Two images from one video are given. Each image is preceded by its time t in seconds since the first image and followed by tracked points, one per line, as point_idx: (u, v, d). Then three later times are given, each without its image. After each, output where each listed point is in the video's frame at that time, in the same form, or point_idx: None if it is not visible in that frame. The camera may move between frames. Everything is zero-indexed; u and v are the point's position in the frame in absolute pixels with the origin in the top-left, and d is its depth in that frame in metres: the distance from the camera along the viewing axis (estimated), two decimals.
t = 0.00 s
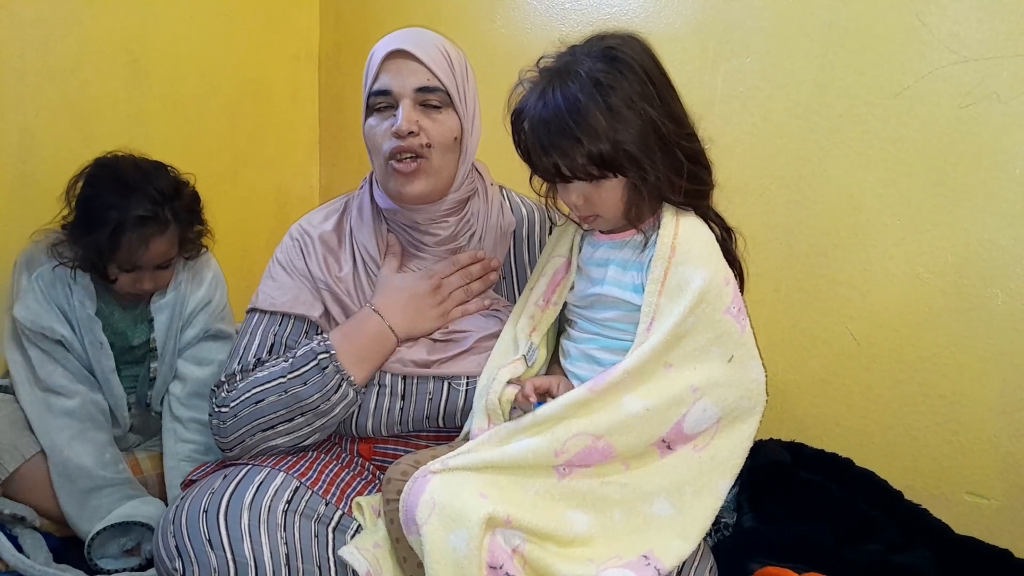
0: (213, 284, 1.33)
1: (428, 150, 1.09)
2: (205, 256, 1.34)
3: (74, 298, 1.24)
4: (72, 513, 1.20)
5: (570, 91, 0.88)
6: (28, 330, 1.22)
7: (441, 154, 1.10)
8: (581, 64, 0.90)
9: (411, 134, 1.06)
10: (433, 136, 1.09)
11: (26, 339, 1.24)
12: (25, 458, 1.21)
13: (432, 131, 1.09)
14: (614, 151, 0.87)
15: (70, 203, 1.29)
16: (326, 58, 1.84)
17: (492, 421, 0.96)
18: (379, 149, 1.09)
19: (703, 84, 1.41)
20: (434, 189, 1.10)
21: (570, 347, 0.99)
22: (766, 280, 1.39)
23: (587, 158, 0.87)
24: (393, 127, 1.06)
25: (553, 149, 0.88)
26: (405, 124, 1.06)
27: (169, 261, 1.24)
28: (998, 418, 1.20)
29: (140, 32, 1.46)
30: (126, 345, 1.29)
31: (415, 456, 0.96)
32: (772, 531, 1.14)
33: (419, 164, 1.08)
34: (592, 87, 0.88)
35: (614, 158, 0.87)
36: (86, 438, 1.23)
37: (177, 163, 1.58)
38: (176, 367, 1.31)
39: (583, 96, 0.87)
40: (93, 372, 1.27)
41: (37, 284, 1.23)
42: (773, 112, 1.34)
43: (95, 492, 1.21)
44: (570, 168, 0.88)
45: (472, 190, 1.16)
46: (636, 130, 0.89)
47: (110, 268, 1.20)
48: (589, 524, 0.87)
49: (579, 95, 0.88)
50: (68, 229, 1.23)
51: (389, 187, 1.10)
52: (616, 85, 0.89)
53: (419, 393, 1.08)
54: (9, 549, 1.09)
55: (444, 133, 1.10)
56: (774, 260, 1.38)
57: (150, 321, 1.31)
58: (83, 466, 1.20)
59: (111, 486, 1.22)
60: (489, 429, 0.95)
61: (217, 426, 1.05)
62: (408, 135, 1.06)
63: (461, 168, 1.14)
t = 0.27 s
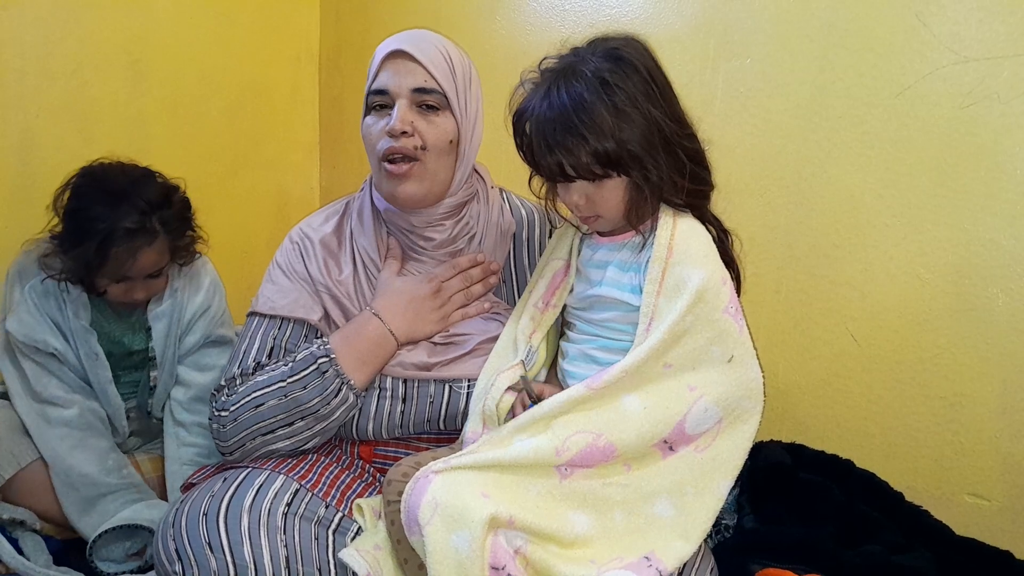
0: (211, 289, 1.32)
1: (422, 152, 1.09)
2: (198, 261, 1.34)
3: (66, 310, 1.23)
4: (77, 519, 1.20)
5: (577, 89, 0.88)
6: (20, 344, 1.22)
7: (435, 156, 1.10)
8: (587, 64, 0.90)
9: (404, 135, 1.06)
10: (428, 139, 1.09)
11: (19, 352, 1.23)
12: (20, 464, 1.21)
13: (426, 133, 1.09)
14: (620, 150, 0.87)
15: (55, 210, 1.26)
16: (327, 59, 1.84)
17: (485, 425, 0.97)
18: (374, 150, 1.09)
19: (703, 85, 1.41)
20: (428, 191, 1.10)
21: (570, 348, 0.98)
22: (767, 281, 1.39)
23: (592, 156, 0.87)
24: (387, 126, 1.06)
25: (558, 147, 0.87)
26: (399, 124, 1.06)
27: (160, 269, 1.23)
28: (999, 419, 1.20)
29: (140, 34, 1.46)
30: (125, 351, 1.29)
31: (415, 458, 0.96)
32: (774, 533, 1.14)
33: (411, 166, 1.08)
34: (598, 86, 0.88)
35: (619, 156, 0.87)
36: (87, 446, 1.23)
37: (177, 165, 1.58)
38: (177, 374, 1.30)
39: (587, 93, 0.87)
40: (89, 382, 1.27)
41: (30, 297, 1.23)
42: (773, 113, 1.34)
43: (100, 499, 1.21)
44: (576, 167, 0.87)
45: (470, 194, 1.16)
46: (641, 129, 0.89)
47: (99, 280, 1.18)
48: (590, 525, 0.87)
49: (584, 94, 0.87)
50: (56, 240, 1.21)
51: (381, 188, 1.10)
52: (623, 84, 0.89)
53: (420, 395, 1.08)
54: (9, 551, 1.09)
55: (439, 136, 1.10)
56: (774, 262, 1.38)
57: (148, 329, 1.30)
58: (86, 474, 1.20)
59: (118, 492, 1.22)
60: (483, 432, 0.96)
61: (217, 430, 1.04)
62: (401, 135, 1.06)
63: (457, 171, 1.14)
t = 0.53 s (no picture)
0: (210, 287, 1.33)
1: (426, 150, 1.09)
2: (196, 259, 1.33)
3: (69, 313, 1.23)
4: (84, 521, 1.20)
5: (571, 92, 0.88)
6: (24, 348, 1.21)
7: (439, 155, 1.10)
8: (581, 66, 0.90)
9: (408, 132, 1.07)
10: (432, 137, 1.09)
11: (24, 355, 1.22)
12: (18, 467, 1.21)
13: (431, 132, 1.08)
14: (616, 151, 0.87)
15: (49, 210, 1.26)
16: (327, 58, 1.85)
17: (484, 424, 0.97)
18: (379, 146, 1.10)
19: (703, 83, 1.41)
20: (430, 191, 1.10)
21: (569, 345, 0.99)
22: (766, 280, 1.39)
23: (589, 158, 0.87)
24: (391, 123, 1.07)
25: (557, 150, 0.87)
26: (403, 121, 1.06)
27: (155, 269, 1.23)
28: (999, 417, 1.20)
29: (141, 33, 1.47)
30: (125, 352, 1.28)
31: (415, 455, 0.96)
32: (774, 531, 1.14)
33: (415, 165, 1.08)
34: (593, 89, 0.88)
35: (616, 158, 0.88)
36: (95, 448, 1.23)
37: (178, 164, 1.58)
38: (177, 372, 1.31)
39: (582, 95, 0.87)
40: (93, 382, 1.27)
41: (31, 300, 1.22)
42: (772, 112, 1.34)
43: (109, 499, 1.21)
44: (573, 169, 0.87)
45: (479, 193, 1.16)
46: (637, 129, 0.89)
47: (95, 281, 1.18)
48: (590, 522, 0.87)
49: (580, 97, 0.87)
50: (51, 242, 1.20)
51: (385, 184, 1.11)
52: (617, 86, 0.89)
53: (422, 393, 1.08)
54: (10, 550, 1.09)
55: (443, 135, 1.09)
56: (774, 260, 1.38)
57: (147, 328, 1.30)
58: (95, 475, 1.20)
59: (124, 492, 1.22)
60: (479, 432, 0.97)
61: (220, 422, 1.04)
62: (405, 132, 1.06)
63: (462, 170, 1.14)
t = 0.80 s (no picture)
0: (213, 288, 1.33)
1: (448, 148, 1.09)
2: (201, 260, 1.33)
3: (72, 310, 1.23)
4: (84, 518, 1.19)
5: (566, 94, 0.88)
6: (29, 345, 1.21)
7: (460, 154, 1.10)
8: (575, 68, 0.90)
9: (432, 131, 1.06)
10: (455, 136, 1.09)
11: (27, 353, 1.22)
12: (16, 464, 1.20)
13: (454, 130, 1.08)
14: (611, 152, 0.87)
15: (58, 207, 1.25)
16: (327, 54, 1.84)
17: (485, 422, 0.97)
18: (399, 143, 1.09)
19: (703, 81, 1.41)
20: (447, 187, 1.11)
21: (567, 340, 0.99)
22: (766, 278, 1.40)
23: (585, 160, 0.87)
24: (415, 121, 1.06)
25: (552, 153, 0.87)
26: (428, 120, 1.06)
27: (162, 272, 1.23)
28: (997, 415, 1.20)
29: (141, 27, 1.46)
30: (126, 352, 1.27)
31: (415, 450, 0.96)
32: (772, 528, 1.14)
33: (437, 162, 1.09)
34: (587, 91, 0.88)
35: (610, 159, 0.88)
36: (98, 445, 1.23)
37: (177, 160, 1.58)
38: (178, 371, 1.31)
39: (576, 97, 0.87)
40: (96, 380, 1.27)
41: (35, 297, 1.22)
42: (772, 109, 1.34)
43: (113, 496, 1.21)
44: (570, 171, 0.88)
45: (488, 192, 1.16)
46: (633, 130, 0.89)
47: (102, 283, 1.18)
48: (590, 514, 0.86)
49: (574, 99, 0.87)
50: (57, 242, 1.20)
51: (403, 180, 1.10)
52: (611, 86, 0.89)
53: (425, 389, 1.09)
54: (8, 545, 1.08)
55: (466, 133, 1.10)
56: (773, 258, 1.38)
57: (149, 327, 1.29)
58: (98, 472, 1.20)
59: (124, 489, 1.22)
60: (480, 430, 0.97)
61: (219, 413, 1.05)
62: (430, 131, 1.06)
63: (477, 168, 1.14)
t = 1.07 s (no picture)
0: (217, 293, 1.33)
1: (457, 149, 1.09)
2: (206, 264, 1.33)
3: (76, 315, 1.22)
4: (94, 521, 1.19)
5: (563, 91, 0.88)
6: (33, 350, 1.20)
7: (470, 155, 1.10)
8: (573, 65, 0.91)
9: (442, 131, 1.06)
10: (465, 137, 1.09)
11: (31, 357, 1.22)
12: (16, 467, 1.20)
13: (464, 131, 1.09)
14: (611, 150, 0.87)
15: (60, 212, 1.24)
16: (326, 52, 1.84)
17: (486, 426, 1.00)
18: (408, 143, 1.08)
19: (702, 78, 1.41)
20: (456, 189, 1.10)
21: (569, 337, 0.98)
22: (765, 276, 1.39)
23: (585, 157, 0.87)
24: (425, 121, 1.06)
25: (552, 151, 0.88)
26: (438, 120, 1.06)
27: (167, 277, 1.21)
28: (997, 412, 1.20)
29: (140, 26, 1.46)
30: (129, 356, 1.27)
31: (415, 449, 0.96)
32: (772, 527, 1.15)
33: (447, 162, 1.08)
34: (585, 87, 0.88)
35: (610, 156, 0.87)
36: (103, 450, 1.22)
37: (177, 159, 1.57)
38: (180, 376, 1.31)
39: (574, 94, 0.88)
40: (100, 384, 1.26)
41: (38, 302, 1.22)
42: (772, 106, 1.34)
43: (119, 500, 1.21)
44: (570, 168, 0.87)
45: (490, 192, 1.17)
46: (632, 126, 0.89)
47: (106, 288, 1.17)
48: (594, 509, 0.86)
49: (572, 96, 0.88)
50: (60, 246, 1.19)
51: (411, 181, 1.10)
52: (610, 83, 0.89)
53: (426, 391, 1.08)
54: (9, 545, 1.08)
55: (476, 134, 1.10)
56: (773, 255, 1.38)
57: (152, 332, 1.28)
58: (104, 477, 1.20)
59: (132, 489, 1.21)
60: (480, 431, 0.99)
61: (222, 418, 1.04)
62: (439, 132, 1.06)
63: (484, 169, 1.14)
